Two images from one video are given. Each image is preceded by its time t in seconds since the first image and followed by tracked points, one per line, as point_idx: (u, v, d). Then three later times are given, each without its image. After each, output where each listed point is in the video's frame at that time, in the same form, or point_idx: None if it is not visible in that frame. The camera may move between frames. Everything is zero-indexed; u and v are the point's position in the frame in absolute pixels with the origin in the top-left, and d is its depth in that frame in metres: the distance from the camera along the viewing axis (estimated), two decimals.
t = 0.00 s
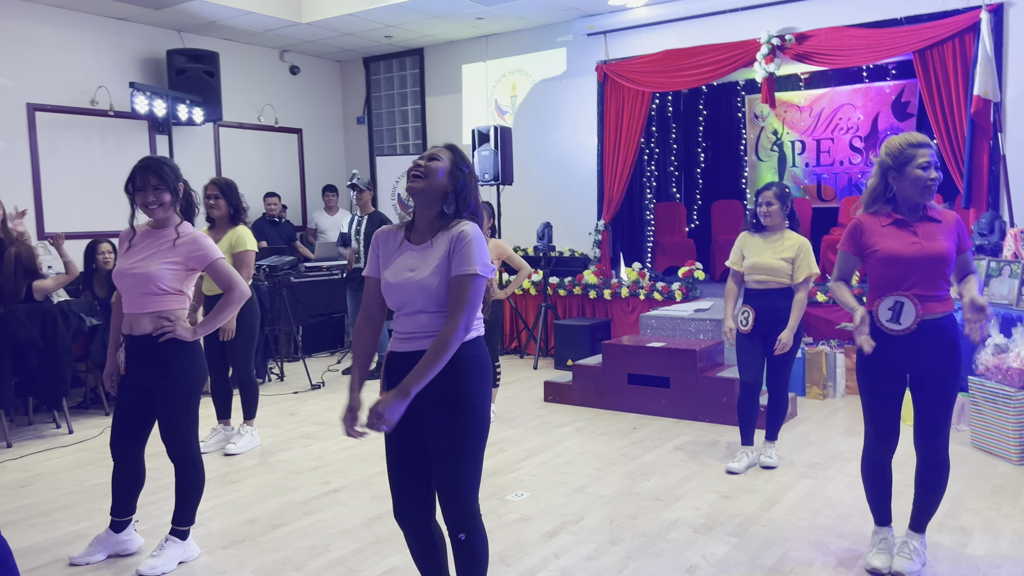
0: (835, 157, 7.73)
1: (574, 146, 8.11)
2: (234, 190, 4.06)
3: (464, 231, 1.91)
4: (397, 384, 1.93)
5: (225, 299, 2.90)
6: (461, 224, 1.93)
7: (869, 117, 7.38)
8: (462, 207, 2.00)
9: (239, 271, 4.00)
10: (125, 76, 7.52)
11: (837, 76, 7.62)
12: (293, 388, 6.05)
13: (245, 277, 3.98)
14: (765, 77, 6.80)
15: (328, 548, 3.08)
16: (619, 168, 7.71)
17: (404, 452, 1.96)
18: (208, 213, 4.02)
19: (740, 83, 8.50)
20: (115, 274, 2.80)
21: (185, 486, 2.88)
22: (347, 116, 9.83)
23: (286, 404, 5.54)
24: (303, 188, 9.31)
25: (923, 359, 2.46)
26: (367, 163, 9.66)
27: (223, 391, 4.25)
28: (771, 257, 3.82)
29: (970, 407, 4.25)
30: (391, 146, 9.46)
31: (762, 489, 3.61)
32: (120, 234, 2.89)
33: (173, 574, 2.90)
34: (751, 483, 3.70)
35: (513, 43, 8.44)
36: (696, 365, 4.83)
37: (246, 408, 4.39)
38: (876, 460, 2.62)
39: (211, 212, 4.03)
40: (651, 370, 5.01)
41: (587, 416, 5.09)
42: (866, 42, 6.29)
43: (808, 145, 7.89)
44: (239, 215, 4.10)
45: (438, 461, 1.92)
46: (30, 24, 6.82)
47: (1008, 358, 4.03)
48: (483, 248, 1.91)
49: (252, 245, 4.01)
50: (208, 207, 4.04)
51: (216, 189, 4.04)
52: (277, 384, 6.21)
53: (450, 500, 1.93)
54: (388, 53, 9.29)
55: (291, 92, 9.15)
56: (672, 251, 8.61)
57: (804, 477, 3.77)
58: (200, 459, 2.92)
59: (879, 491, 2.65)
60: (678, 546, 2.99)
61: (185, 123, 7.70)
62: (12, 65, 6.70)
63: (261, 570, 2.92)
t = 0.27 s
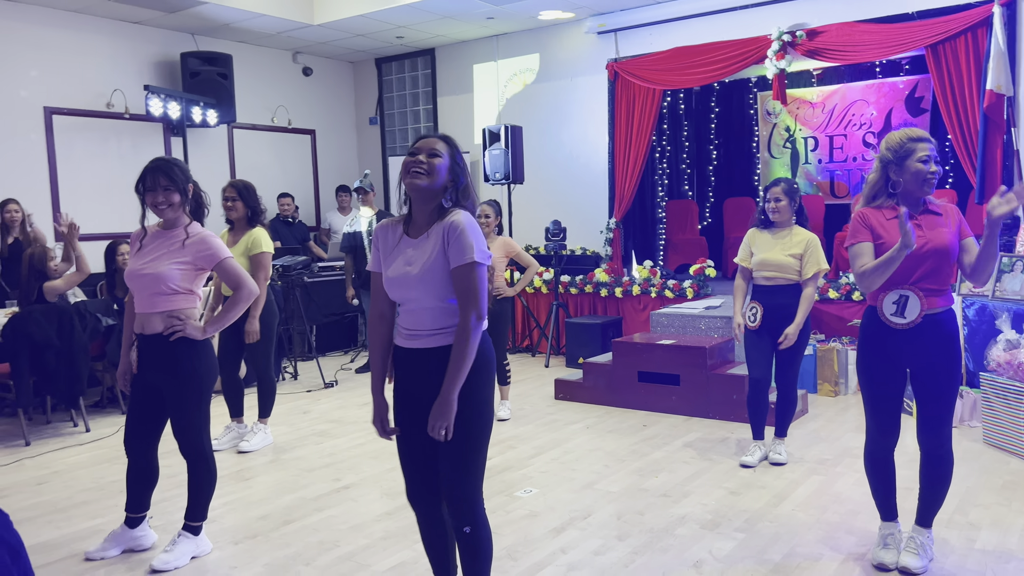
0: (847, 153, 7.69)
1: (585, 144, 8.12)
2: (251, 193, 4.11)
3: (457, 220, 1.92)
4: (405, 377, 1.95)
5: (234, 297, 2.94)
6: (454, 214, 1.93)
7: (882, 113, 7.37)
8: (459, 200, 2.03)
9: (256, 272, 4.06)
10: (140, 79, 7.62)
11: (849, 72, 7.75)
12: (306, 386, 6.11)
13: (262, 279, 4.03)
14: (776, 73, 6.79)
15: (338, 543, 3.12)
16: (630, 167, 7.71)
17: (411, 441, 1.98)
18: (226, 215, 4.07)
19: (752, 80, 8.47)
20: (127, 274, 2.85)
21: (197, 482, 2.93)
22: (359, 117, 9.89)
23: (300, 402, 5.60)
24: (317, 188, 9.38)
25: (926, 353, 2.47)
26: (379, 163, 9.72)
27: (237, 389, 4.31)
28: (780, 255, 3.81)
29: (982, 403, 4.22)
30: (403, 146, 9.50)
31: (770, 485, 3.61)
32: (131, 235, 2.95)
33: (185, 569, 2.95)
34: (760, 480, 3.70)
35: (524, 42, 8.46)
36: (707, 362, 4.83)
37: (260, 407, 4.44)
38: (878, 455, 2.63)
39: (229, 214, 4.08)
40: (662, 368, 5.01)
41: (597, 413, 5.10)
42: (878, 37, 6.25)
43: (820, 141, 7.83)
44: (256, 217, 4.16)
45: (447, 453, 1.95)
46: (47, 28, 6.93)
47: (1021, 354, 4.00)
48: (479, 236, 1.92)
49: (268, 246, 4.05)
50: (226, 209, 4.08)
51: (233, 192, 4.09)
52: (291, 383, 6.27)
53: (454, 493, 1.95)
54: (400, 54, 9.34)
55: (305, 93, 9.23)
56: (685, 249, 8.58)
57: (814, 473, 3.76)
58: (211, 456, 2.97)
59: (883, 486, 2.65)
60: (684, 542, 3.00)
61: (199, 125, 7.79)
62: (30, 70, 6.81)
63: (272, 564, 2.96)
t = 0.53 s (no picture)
0: (868, 146, 7.62)
1: (603, 141, 8.11)
2: (274, 190, 4.16)
3: (483, 210, 1.94)
4: (428, 368, 1.96)
5: (255, 292, 2.98)
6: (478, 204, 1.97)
7: (903, 105, 7.33)
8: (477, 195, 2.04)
9: (283, 268, 4.13)
10: (162, 80, 7.73)
11: (869, 64, 7.56)
12: (327, 383, 6.18)
13: (288, 276, 4.10)
14: (795, 66, 6.77)
15: (359, 535, 3.16)
16: (648, 163, 7.69)
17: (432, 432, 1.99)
18: (251, 212, 4.13)
19: (770, 74, 8.17)
20: (148, 271, 2.91)
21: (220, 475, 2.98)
22: (378, 116, 9.95)
23: (320, 397, 5.66)
24: (336, 187, 9.45)
25: (941, 345, 2.44)
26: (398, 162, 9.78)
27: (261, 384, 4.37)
28: (798, 247, 3.80)
29: (1005, 396, 4.17)
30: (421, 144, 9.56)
31: (790, 478, 3.60)
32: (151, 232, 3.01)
33: (210, 559, 3.00)
34: (779, 473, 3.69)
35: (541, 39, 8.46)
36: (726, 357, 4.82)
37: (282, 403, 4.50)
38: (896, 446, 2.61)
39: (254, 211, 4.14)
40: (681, 363, 5.01)
41: (616, 408, 5.11)
42: (898, 28, 6.20)
43: (841, 135, 7.79)
44: (280, 213, 4.22)
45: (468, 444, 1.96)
46: (72, 31, 7.05)
47: None
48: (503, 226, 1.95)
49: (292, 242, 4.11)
50: (251, 207, 4.14)
51: (257, 189, 4.15)
52: (312, 379, 6.34)
53: (474, 483, 1.98)
54: (418, 53, 9.39)
55: (324, 93, 9.31)
56: (702, 245, 8.44)
57: (834, 467, 3.75)
58: (234, 449, 3.02)
59: (902, 477, 2.64)
60: (703, 534, 3.00)
61: (221, 126, 7.88)
62: (55, 72, 6.93)
63: (294, 555, 3.01)
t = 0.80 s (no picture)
0: (892, 143, 7.55)
1: (623, 140, 8.11)
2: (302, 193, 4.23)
3: (523, 214, 1.96)
4: (460, 367, 1.96)
5: (283, 293, 3.02)
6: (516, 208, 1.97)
7: (927, 100, 7.26)
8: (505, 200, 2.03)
9: (309, 269, 4.19)
10: (187, 85, 7.85)
11: (892, 60, 7.45)
12: (352, 383, 6.24)
13: (315, 276, 4.16)
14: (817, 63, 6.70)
15: (387, 532, 3.20)
16: (669, 161, 7.68)
17: (459, 435, 2.00)
18: (278, 215, 4.19)
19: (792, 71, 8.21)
20: (178, 273, 2.98)
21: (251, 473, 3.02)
22: (399, 118, 10.02)
23: (345, 397, 5.72)
24: (358, 189, 9.53)
25: (962, 343, 2.44)
26: (419, 163, 9.83)
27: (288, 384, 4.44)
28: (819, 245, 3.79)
29: None
30: (442, 145, 9.61)
31: (815, 477, 3.59)
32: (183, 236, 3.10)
33: (241, 556, 3.06)
34: (805, 471, 3.68)
35: (561, 39, 8.48)
36: (749, 355, 4.81)
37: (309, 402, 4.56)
38: (922, 443, 2.60)
39: (282, 213, 4.20)
40: (704, 361, 5.00)
41: (639, 407, 5.11)
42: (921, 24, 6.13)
43: (864, 131, 7.73)
44: (306, 215, 4.28)
45: (502, 442, 1.97)
46: (99, 38, 7.18)
47: None
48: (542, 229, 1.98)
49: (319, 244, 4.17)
50: (279, 209, 4.20)
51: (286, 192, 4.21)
52: (337, 379, 6.41)
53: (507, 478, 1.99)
54: (438, 54, 9.44)
55: (345, 95, 9.39)
56: (725, 243, 8.48)
57: (860, 465, 3.73)
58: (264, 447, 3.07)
59: (929, 475, 2.63)
60: (729, 532, 3.01)
61: (245, 129, 7.98)
62: (83, 79, 7.07)
63: (324, 552, 3.06)
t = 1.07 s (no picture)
0: (907, 141, 7.54)
1: (637, 140, 8.14)
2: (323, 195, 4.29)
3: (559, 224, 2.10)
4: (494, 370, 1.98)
5: (309, 292, 3.06)
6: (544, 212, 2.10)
7: (942, 98, 7.22)
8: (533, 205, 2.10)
9: (331, 271, 4.24)
10: (206, 89, 7.94)
11: (907, 57, 7.42)
12: (371, 382, 6.30)
13: (336, 278, 4.21)
14: (831, 63, 6.68)
15: (413, 529, 3.25)
16: (684, 161, 7.70)
17: (487, 432, 2.02)
18: (300, 217, 4.26)
19: (807, 70, 8.30)
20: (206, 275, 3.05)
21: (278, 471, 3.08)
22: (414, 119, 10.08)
23: (365, 397, 5.78)
24: (374, 190, 9.60)
25: (978, 341, 2.45)
26: (434, 165, 9.89)
27: (312, 383, 4.49)
28: (838, 244, 3.81)
29: None
30: (457, 146, 9.66)
31: (835, 473, 3.61)
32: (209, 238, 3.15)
33: (270, 553, 3.12)
34: (825, 468, 3.70)
35: (575, 40, 8.51)
36: (768, 354, 4.83)
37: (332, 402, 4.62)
38: (942, 439, 2.63)
39: (303, 215, 4.27)
40: (722, 360, 5.03)
41: (657, 406, 5.14)
42: (937, 22, 6.11)
43: (879, 130, 7.72)
44: (328, 217, 4.35)
45: (530, 440, 2.01)
46: (120, 44, 7.28)
47: None
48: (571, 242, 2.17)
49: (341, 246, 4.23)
50: (301, 211, 4.27)
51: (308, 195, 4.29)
52: (355, 379, 6.47)
53: (535, 472, 2.04)
54: (453, 56, 9.50)
55: (361, 98, 9.46)
56: (741, 242, 8.50)
57: (880, 462, 3.75)
58: (292, 445, 3.13)
59: (951, 471, 2.65)
60: (752, 528, 3.03)
61: (262, 132, 8.07)
62: (105, 84, 7.17)
63: (352, 549, 3.11)
